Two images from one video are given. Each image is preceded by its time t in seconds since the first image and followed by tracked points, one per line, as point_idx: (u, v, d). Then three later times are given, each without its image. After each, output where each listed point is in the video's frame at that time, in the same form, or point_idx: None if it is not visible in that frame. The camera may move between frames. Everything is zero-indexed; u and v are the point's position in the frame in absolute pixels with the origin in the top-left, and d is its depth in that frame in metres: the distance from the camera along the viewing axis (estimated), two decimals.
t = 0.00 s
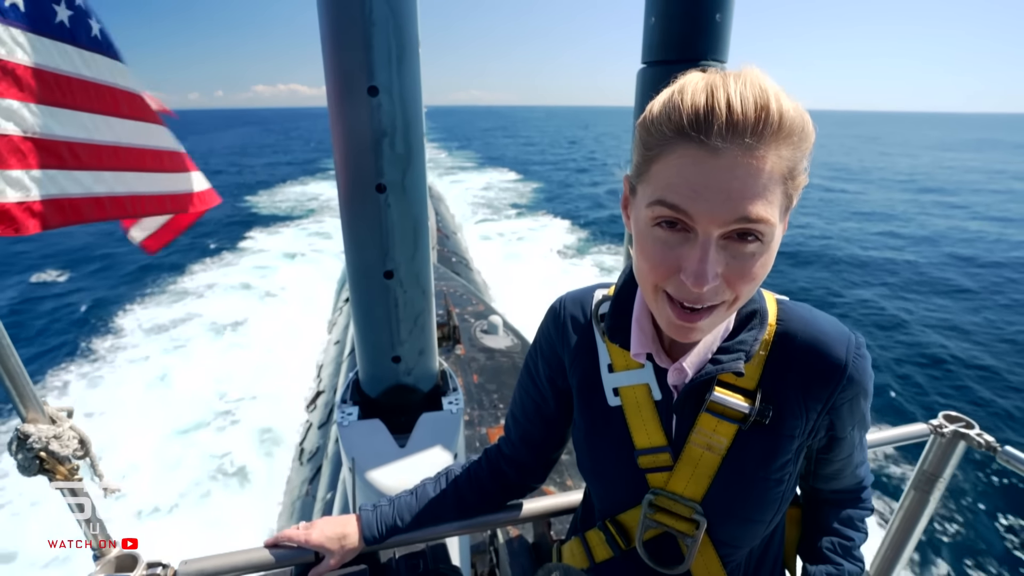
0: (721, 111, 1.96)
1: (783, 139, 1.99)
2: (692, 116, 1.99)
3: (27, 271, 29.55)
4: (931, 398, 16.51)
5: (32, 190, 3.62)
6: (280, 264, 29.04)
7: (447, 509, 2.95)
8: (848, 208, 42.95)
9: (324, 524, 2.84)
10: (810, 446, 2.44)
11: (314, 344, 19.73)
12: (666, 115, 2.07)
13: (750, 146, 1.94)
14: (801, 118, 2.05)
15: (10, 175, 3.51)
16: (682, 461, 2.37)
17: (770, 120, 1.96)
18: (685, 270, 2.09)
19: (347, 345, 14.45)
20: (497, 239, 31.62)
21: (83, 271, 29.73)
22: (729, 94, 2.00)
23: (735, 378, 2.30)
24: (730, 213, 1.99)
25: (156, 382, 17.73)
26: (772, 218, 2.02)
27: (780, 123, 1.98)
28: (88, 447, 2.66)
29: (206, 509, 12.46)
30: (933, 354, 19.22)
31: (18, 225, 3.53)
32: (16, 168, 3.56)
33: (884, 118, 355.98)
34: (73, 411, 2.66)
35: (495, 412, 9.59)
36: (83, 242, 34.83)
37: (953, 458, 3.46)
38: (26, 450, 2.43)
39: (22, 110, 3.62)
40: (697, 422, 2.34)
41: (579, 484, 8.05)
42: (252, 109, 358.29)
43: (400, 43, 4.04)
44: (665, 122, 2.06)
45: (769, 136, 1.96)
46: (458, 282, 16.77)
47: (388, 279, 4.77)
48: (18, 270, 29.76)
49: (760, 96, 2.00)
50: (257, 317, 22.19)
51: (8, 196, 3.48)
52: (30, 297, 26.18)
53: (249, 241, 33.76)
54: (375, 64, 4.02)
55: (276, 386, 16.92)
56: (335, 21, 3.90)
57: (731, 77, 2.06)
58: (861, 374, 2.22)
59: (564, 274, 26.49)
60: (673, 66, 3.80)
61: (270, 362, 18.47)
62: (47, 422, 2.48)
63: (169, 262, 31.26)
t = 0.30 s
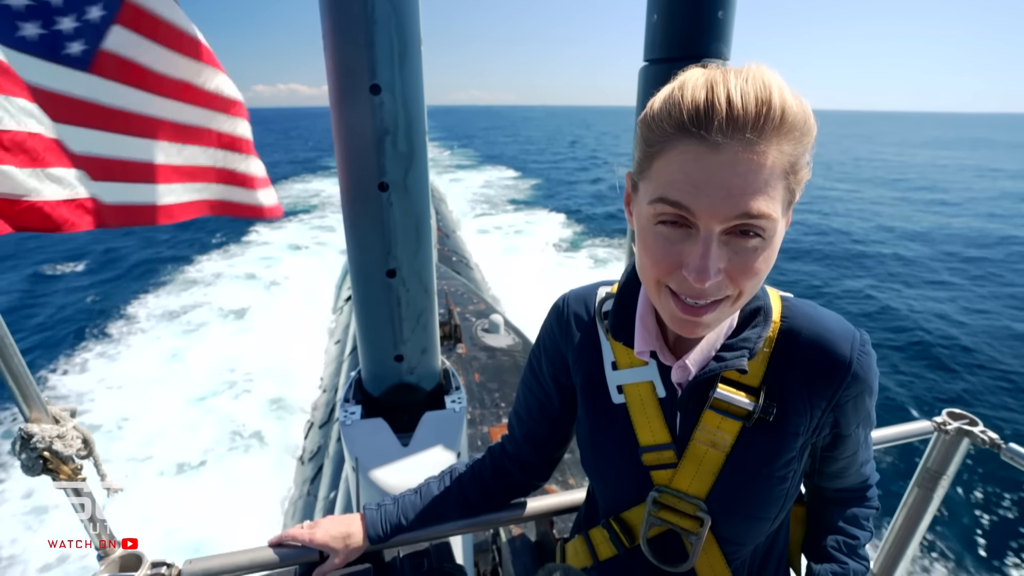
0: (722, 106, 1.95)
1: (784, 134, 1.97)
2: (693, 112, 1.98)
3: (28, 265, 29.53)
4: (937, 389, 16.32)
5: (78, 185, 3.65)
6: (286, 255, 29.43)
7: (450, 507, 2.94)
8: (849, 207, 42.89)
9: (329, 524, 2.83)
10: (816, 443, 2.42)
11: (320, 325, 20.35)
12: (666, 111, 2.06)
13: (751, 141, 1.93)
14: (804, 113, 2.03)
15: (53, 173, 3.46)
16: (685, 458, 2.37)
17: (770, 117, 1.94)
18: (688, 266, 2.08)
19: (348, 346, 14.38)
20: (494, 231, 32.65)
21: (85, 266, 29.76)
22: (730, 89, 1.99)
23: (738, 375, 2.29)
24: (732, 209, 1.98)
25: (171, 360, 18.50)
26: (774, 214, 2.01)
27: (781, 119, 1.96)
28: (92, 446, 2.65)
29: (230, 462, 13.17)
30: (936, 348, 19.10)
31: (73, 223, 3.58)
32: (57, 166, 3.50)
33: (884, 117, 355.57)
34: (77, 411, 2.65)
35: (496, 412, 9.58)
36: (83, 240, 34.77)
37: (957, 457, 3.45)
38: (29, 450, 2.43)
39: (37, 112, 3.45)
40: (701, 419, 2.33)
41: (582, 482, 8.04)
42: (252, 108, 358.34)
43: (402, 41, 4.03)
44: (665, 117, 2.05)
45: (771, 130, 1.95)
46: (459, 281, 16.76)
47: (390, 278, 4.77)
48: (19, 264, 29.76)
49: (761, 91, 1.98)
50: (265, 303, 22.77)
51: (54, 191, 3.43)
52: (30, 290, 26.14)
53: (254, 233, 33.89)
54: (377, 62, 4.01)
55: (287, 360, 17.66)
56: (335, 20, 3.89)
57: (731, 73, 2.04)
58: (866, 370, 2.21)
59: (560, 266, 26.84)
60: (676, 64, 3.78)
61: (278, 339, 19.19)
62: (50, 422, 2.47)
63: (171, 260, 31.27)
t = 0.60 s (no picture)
0: (719, 103, 1.94)
1: (783, 131, 1.96)
2: (690, 110, 1.98)
3: (28, 262, 29.60)
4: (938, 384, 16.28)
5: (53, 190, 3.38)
6: (290, 250, 29.74)
7: (450, 507, 2.93)
8: (848, 206, 42.99)
9: (329, 525, 2.81)
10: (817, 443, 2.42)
11: (323, 317, 20.85)
12: (663, 108, 2.05)
13: (749, 138, 1.92)
14: (802, 109, 2.01)
15: (28, 175, 3.21)
16: (685, 458, 2.35)
17: (767, 113, 1.93)
18: (686, 265, 2.07)
19: (348, 346, 14.36)
20: (491, 227, 32.99)
21: (85, 263, 29.72)
22: (727, 87, 1.98)
23: (740, 374, 2.28)
24: (730, 206, 1.97)
25: (179, 343, 19.15)
26: (773, 210, 2.00)
27: (779, 115, 1.94)
28: (92, 446, 2.65)
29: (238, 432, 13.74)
30: (936, 344, 19.08)
31: (39, 225, 3.24)
32: (37, 169, 3.28)
33: (884, 117, 355.69)
34: (76, 411, 2.64)
35: (497, 411, 9.57)
36: (83, 237, 34.71)
37: (959, 456, 3.44)
38: (29, 451, 2.42)
39: (40, 110, 3.33)
40: (701, 419, 2.32)
41: (583, 482, 8.03)
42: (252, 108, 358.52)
43: (402, 41, 4.02)
44: (662, 116, 2.04)
45: (768, 127, 1.94)
46: (459, 281, 16.76)
47: (391, 278, 4.76)
48: (20, 262, 29.84)
49: (758, 88, 1.97)
50: (269, 294, 23.25)
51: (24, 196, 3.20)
52: (31, 285, 26.18)
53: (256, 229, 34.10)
54: (376, 62, 4.00)
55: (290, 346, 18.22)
56: (335, 20, 3.88)
57: (728, 70, 2.03)
58: (867, 370, 2.20)
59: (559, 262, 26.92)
60: (676, 62, 3.77)
61: (282, 326, 19.79)
62: (50, 423, 2.46)
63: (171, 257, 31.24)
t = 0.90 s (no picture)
0: (721, 72, 1.97)
1: (782, 98, 1.98)
2: (692, 82, 2.01)
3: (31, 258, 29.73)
4: (939, 380, 16.25)
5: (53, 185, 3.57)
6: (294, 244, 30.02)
7: (458, 505, 2.94)
8: (848, 205, 43.00)
9: (336, 521, 2.82)
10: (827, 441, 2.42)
11: (329, 305, 21.31)
12: (665, 86, 2.09)
13: (750, 101, 1.94)
14: (801, 79, 2.04)
15: (28, 172, 3.42)
16: (693, 456, 2.36)
17: (767, 81, 1.95)
18: (698, 231, 2.04)
19: (350, 346, 14.33)
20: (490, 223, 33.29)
21: (85, 260, 29.68)
22: (727, 59, 2.02)
23: (749, 372, 2.28)
24: (738, 168, 1.97)
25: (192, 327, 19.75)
26: (780, 172, 1.98)
27: (778, 82, 1.96)
28: (100, 443, 2.66)
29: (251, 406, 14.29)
30: (936, 341, 19.06)
31: (45, 222, 3.49)
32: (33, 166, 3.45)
33: (885, 116, 355.42)
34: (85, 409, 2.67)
35: (499, 410, 9.58)
36: (83, 234, 34.67)
37: (965, 452, 3.43)
38: (38, 447, 2.43)
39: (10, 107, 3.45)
40: (710, 417, 2.33)
41: (585, 480, 8.03)
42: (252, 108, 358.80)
43: (406, 39, 4.03)
44: (664, 92, 2.08)
45: (768, 93, 1.96)
46: (461, 280, 16.76)
47: (395, 275, 4.77)
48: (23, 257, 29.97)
49: (757, 58, 2.00)
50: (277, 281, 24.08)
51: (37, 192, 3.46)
52: (32, 280, 26.27)
53: (259, 224, 34.27)
54: (381, 59, 4.01)
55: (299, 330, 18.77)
56: (339, 15, 3.89)
57: (727, 50, 2.08)
58: (877, 367, 2.20)
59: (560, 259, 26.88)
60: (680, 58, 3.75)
61: (290, 311, 20.32)
62: (59, 419, 2.49)
63: (171, 253, 31.19)
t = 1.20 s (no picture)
0: (717, 58, 1.97)
1: (778, 83, 1.98)
2: (689, 69, 2.00)
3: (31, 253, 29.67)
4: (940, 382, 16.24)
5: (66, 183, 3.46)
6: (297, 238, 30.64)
7: (458, 505, 2.92)
8: (847, 204, 43.07)
9: (336, 522, 2.81)
10: (829, 440, 2.40)
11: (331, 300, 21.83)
12: (662, 77, 2.09)
13: (748, 85, 1.94)
14: (797, 66, 2.04)
15: (42, 169, 3.30)
16: (694, 455, 2.34)
17: (764, 66, 1.95)
18: (700, 215, 2.02)
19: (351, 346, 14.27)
20: (489, 221, 33.31)
21: (85, 257, 29.61)
22: (723, 48, 2.01)
23: (751, 370, 2.26)
24: (738, 151, 1.95)
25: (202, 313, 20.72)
26: (780, 153, 1.96)
27: (774, 69, 1.97)
28: (99, 443, 2.64)
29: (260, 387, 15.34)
30: (935, 340, 19.08)
31: (58, 219, 3.41)
32: (47, 162, 3.34)
33: (884, 116, 355.61)
34: (84, 408, 2.65)
35: (500, 409, 9.58)
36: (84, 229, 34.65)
37: (967, 450, 3.41)
38: (36, 447, 2.42)
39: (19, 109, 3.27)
40: (710, 415, 2.31)
41: (587, 480, 8.01)
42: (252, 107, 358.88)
43: (406, 37, 4.01)
44: (662, 82, 2.08)
45: (765, 77, 1.95)
46: (461, 279, 16.73)
47: (395, 275, 4.76)
48: (20, 251, 29.88)
49: (752, 46, 2.00)
50: (282, 271, 25.14)
51: (41, 189, 3.30)
52: (31, 273, 26.19)
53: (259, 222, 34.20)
54: (381, 58, 3.99)
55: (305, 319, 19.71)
56: (338, 11, 3.87)
57: (722, 40, 2.08)
58: (880, 366, 2.18)
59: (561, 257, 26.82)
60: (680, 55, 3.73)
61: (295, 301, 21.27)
62: (57, 419, 2.48)
63: (171, 249, 31.13)
